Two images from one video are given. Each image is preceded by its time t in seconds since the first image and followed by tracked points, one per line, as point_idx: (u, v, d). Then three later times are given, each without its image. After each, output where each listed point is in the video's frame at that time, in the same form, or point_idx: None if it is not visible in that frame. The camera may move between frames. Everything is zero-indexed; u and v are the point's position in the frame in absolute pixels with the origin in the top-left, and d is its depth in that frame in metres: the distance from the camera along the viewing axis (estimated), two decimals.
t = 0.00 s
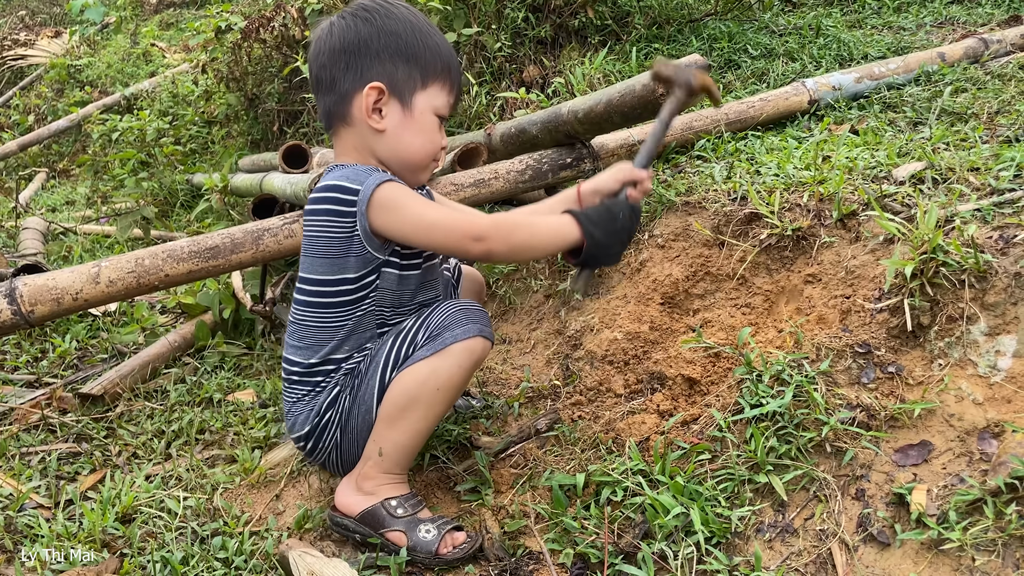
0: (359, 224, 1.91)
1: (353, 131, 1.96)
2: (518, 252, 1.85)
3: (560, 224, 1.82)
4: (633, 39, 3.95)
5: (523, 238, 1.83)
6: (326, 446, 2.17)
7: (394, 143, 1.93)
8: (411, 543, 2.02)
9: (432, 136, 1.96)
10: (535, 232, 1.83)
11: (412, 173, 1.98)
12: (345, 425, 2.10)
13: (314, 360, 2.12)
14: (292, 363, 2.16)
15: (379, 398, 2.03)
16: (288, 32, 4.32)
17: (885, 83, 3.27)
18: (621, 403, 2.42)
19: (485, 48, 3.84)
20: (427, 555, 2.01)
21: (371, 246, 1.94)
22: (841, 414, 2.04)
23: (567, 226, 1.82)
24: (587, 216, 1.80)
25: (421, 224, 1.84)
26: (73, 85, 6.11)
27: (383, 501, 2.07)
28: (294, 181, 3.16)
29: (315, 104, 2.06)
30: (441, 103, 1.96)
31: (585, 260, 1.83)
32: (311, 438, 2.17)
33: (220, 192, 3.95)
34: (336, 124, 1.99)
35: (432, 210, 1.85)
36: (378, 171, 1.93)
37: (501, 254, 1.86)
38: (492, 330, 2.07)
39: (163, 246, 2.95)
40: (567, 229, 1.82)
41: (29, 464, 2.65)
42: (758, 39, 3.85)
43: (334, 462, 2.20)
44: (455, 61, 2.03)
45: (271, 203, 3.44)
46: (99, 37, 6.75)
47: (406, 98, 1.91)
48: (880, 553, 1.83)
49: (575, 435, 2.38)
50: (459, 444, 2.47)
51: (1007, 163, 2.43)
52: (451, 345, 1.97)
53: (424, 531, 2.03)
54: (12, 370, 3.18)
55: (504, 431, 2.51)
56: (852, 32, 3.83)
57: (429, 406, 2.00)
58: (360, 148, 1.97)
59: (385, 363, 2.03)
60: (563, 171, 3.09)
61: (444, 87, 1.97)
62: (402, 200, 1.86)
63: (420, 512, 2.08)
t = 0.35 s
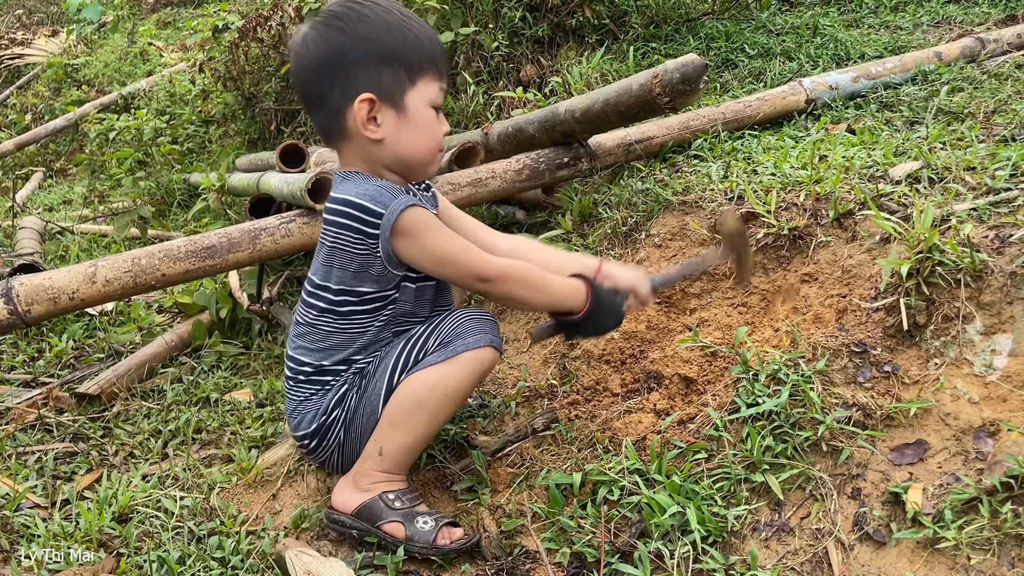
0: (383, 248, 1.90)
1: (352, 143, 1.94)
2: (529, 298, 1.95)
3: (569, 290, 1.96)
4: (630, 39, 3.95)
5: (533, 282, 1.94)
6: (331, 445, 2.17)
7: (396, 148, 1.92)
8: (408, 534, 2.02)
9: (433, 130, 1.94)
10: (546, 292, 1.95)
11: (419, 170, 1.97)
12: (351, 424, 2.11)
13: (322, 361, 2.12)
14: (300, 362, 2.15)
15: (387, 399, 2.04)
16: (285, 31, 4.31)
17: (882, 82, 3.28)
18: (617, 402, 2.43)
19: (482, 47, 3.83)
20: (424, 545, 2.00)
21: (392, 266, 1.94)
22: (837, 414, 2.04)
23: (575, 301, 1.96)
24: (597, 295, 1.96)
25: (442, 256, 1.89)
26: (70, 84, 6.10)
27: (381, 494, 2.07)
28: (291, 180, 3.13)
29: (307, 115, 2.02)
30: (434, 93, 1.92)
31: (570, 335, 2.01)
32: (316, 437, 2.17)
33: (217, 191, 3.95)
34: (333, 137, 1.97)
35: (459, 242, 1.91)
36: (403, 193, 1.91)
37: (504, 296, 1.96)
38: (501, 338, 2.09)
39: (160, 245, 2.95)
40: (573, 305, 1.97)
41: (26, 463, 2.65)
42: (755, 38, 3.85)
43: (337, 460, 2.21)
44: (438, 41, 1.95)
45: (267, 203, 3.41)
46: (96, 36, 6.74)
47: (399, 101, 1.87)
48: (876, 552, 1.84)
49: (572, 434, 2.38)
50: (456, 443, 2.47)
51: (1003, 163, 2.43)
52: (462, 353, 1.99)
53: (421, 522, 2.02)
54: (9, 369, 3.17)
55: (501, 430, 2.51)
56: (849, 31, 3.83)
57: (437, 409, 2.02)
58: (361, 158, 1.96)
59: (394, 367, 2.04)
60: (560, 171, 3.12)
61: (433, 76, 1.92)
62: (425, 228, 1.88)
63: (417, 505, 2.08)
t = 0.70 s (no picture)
0: (389, 245, 1.94)
1: (361, 147, 1.97)
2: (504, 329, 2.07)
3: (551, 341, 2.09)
4: (628, 38, 3.95)
5: (516, 316, 2.06)
6: (326, 442, 2.16)
7: (403, 148, 1.96)
8: (405, 542, 2.02)
9: (438, 128, 1.97)
10: (531, 333, 2.07)
11: (430, 168, 2.01)
12: (345, 421, 2.10)
13: (318, 356, 2.12)
14: (297, 358, 2.15)
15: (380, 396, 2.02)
16: (283, 31, 4.30)
17: (880, 82, 3.28)
18: (615, 402, 2.44)
19: (480, 47, 3.83)
20: (421, 553, 2.01)
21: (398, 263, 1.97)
22: (834, 413, 2.04)
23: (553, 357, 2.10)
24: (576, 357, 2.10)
25: (445, 262, 1.95)
26: (67, 83, 6.09)
27: (377, 500, 2.06)
28: (288, 180, 3.13)
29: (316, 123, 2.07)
30: (437, 92, 1.96)
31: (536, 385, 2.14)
32: (310, 434, 2.16)
33: (215, 191, 3.94)
34: (343, 143, 2.01)
35: (464, 252, 1.98)
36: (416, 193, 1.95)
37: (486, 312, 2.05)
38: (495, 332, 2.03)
39: (157, 245, 2.95)
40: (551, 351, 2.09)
41: (23, 463, 2.65)
42: (753, 37, 3.85)
43: (334, 458, 2.20)
44: (439, 41, 1.99)
45: (265, 203, 3.41)
46: (93, 35, 6.74)
47: (403, 101, 1.91)
48: (873, 551, 1.84)
49: (569, 434, 2.38)
50: (453, 443, 2.47)
51: (1000, 162, 2.43)
52: (453, 348, 1.95)
53: (418, 530, 2.03)
54: (6, 369, 3.17)
55: (499, 430, 2.52)
56: (847, 31, 3.83)
57: (430, 407, 1.99)
58: (371, 160, 1.99)
59: (387, 363, 2.02)
60: (558, 170, 3.12)
61: (436, 75, 1.96)
62: (435, 231, 1.93)
63: (414, 511, 2.08)
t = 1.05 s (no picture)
0: (385, 235, 1.91)
1: (376, 145, 1.96)
2: (520, 321, 1.93)
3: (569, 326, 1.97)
4: (626, 37, 3.95)
5: (530, 302, 1.93)
6: (310, 436, 2.16)
7: (418, 151, 1.95)
8: (402, 543, 2.02)
9: (454, 136, 1.97)
10: (547, 318, 1.94)
11: (441, 173, 2.00)
12: (327, 415, 2.09)
13: (297, 351, 2.12)
14: (278, 353, 2.15)
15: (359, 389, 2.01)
16: (281, 29, 4.29)
17: (877, 81, 3.28)
18: (613, 401, 2.44)
19: (478, 46, 3.82)
20: (418, 554, 2.01)
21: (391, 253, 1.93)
22: (831, 411, 2.04)
23: (574, 343, 1.98)
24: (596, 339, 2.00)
25: (437, 246, 1.86)
26: (65, 82, 6.08)
27: (374, 500, 2.07)
28: (286, 178, 3.12)
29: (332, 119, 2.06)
30: (457, 101, 1.96)
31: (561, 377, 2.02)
32: (293, 428, 2.15)
33: (212, 190, 3.94)
34: (358, 140, 2.00)
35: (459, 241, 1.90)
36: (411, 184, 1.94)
37: (498, 304, 1.91)
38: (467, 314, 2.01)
39: (154, 244, 2.95)
40: (570, 337, 1.98)
41: (20, 462, 2.64)
42: (751, 36, 3.85)
43: (319, 453, 2.19)
44: (463, 52, 2.00)
45: (263, 202, 3.40)
46: (91, 35, 6.73)
47: (423, 105, 1.91)
48: (870, 550, 1.84)
49: (567, 433, 2.38)
50: (451, 442, 2.47)
51: (998, 161, 2.43)
52: (424, 335, 1.93)
53: (415, 531, 2.03)
54: (3, 369, 3.16)
55: (496, 429, 2.52)
56: (844, 30, 3.83)
57: (410, 397, 1.97)
58: (385, 159, 1.98)
59: (363, 355, 2.00)
60: (556, 168, 3.12)
61: (458, 84, 1.96)
62: (428, 217, 1.89)
63: (411, 512, 2.08)
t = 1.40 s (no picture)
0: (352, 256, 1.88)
1: (379, 148, 1.93)
2: (446, 371, 1.89)
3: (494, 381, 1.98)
4: (625, 36, 3.95)
5: (461, 357, 1.90)
6: (307, 439, 2.16)
7: (421, 159, 1.93)
8: (401, 541, 2.03)
9: (457, 147, 1.96)
10: (473, 373, 1.93)
11: (438, 183, 1.98)
12: (323, 416, 2.09)
13: (293, 355, 2.13)
14: (273, 358, 2.16)
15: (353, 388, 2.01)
16: (279, 29, 4.29)
17: (876, 80, 3.28)
18: (611, 400, 2.44)
19: (477, 45, 3.81)
20: (418, 553, 2.01)
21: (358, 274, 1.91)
22: (831, 410, 2.04)
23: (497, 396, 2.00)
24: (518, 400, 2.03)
25: (390, 287, 1.81)
26: (63, 81, 6.08)
27: (373, 499, 2.07)
28: (285, 178, 3.12)
29: (334, 117, 2.02)
30: (464, 113, 1.96)
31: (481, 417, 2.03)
32: (290, 431, 2.16)
33: (211, 189, 3.94)
34: (360, 142, 1.96)
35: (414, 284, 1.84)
36: (393, 211, 1.90)
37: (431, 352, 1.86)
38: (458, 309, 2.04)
39: (153, 243, 2.94)
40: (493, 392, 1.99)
41: (19, 462, 2.64)
42: (749, 36, 3.86)
43: (316, 455, 2.19)
44: (473, 66, 2.01)
45: (261, 201, 3.40)
46: (89, 34, 6.71)
47: (433, 113, 1.90)
48: (869, 549, 1.84)
49: (566, 433, 2.38)
50: (450, 441, 2.47)
51: (996, 160, 2.43)
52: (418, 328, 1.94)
53: (414, 529, 2.03)
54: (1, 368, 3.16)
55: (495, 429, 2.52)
56: (843, 29, 3.83)
57: (407, 393, 1.97)
58: (386, 165, 1.94)
59: (357, 355, 2.00)
60: (555, 168, 3.13)
61: (466, 96, 1.96)
62: (393, 252, 1.83)
63: (410, 510, 2.08)
